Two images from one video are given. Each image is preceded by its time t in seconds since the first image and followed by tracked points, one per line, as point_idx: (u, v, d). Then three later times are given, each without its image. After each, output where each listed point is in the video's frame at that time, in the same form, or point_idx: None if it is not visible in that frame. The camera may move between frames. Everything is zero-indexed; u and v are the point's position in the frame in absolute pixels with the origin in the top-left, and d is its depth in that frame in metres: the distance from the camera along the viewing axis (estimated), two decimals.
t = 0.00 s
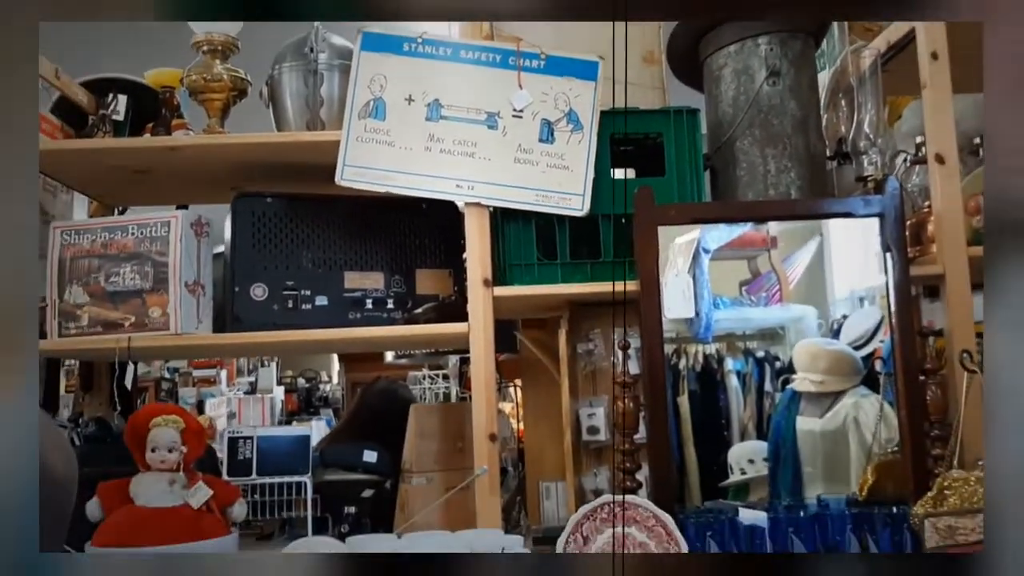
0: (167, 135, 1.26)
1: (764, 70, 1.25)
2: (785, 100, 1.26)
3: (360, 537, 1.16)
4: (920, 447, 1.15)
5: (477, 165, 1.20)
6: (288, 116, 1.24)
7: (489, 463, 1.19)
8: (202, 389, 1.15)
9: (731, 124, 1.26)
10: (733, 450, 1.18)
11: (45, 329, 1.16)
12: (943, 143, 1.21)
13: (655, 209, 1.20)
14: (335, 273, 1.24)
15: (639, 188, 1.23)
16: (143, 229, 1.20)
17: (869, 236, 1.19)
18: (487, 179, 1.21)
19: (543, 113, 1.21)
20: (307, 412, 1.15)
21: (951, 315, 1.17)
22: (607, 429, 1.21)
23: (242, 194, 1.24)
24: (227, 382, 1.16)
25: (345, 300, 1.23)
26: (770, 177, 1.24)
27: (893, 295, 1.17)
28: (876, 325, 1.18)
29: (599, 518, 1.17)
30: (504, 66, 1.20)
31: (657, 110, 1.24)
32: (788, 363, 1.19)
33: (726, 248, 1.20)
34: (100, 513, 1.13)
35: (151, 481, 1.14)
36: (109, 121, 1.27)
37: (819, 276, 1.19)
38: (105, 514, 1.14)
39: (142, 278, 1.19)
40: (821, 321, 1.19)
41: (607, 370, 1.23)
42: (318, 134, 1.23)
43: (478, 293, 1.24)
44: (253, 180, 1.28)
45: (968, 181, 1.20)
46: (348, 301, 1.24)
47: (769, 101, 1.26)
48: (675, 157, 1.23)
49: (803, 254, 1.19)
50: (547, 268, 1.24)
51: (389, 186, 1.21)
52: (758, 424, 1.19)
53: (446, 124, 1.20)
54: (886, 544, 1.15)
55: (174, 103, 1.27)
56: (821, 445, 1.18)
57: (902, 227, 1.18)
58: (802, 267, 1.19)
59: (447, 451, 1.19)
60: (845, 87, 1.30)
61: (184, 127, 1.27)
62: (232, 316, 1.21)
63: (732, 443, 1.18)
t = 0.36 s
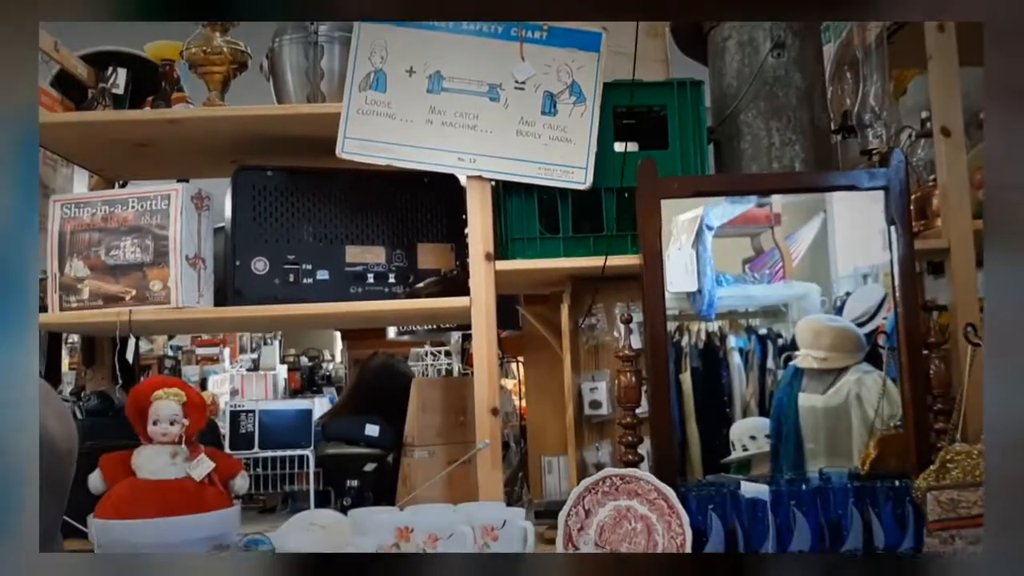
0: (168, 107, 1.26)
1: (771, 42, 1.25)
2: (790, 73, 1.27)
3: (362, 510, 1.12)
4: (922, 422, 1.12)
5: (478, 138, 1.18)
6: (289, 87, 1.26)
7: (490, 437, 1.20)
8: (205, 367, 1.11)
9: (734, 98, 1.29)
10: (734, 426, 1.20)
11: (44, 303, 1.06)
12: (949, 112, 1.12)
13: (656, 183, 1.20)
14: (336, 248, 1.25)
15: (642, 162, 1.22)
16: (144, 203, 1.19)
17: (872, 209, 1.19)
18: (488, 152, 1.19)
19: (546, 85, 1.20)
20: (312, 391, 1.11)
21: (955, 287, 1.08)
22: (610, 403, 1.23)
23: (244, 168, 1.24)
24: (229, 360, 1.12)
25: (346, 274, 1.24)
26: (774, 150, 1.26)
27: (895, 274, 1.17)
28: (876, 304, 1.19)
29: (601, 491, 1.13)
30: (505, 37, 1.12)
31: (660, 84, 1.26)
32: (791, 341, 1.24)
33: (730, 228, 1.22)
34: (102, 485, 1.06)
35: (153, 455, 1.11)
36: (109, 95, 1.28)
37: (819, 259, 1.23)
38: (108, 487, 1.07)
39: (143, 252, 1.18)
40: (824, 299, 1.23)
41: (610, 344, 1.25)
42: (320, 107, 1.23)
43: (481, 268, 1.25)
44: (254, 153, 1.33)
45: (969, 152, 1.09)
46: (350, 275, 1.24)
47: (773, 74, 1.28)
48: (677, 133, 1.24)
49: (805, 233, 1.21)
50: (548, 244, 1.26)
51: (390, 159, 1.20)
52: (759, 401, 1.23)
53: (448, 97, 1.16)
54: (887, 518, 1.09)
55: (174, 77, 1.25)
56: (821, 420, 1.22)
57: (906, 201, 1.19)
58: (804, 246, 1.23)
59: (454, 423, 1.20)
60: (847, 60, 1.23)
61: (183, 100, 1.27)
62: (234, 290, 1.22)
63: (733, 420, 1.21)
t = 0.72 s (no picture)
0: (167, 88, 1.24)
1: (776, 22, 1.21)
2: (795, 53, 1.23)
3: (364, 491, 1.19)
4: (925, 405, 1.13)
5: (480, 120, 1.18)
6: (289, 68, 1.23)
7: (493, 419, 1.15)
8: (208, 351, 1.17)
9: (739, 79, 1.26)
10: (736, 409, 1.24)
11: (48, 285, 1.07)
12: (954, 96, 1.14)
13: (660, 164, 1.18)
14: (337, 230, 1.23)
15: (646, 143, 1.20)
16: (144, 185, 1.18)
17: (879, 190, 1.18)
18: (492, 134, 1.18)
19: (549, 66, 1.18)
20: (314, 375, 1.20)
21: (958, 271, 1.08)
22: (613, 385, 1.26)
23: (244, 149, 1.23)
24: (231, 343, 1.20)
25: (348, 256, 1.23)
26: (779, 132, 1.24)
27: (898, 256, 1.18)
28: (880, 287, 1.22)
29: (604, 474, 1.12)
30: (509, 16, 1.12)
31: (664, 63, 1.22)
32: (792, 325, 1.30)
33: (731, 212, 1.25)
34: (104, 468, 1.03)
35: (153, 437, 1.11)
36: (108, 77, 1.23)
37: (822, 243, 1.30)
38: (109, 469, 1.04)
39: (144, 234, 1.16)
40: (828, 284, 1.29)
41: (612, 328, 1.29)
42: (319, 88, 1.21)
43: (483, 250, 1.20)
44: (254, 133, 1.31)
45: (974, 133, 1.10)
46: (351, 258, 1.23)
47: (778, 54, 1.23)
48: (681, 114, 1.23)
49: (807, 219, 1.27)
50: (551, 226, 1.23)
51: (390, 140, 1.19)
52: (762, 385, 1.27)
53: (450, 78, 1.16)
54: (892, 501, 1.09)
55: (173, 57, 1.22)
56: (824, 404, 1.26)
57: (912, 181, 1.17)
58: (806, 231, 1.29)
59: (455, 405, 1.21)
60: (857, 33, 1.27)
61: (183, 82, 1.23)
62: (235, 272, 1.20)
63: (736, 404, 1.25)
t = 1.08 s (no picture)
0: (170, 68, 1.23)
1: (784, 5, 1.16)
2: (800, 35, 1.21)
3: (366, 473, 1.14)
4: (929, 387, 1.13)
5: (482, 101, 1.17)
6: (290, 49, 1.22)
7: (495, 401, 1.18)
8: (211, 335, 1.10)
9: (744, 60, 1.25)
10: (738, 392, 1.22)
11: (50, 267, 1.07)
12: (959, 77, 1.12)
13: (664, 145, 1.19)
14: (340, 211, 1.24)
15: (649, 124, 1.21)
16: (145, 165, 1.17)
17: (881, 171, 1.18)
18: (494, 115, 1.18)
19: (553, 46, 1.16)
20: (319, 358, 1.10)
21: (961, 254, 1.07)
22: (615, 367, 1.20)
23: (247, 130, 1.23)
24: (235, 327, 1.11)
25: (350, 239, 1.23)
26: (784, 114, 1.28)
27: (905, 242, 1.15)
28: (886, 270, 1.16)
29: (606, 455, 1.15)
30: None
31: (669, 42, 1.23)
32: (797, 309, 1.26)
33: (734, 196, 1.23)
34: (108, 448, 1.07)
35: (158, 417, 1.10)
36: (111, 58, 1.20)
37: (828, 225, 1.21)
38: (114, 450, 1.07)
39: (146, 215, 1.17)
40: (831, 269, 1.21)
41: (615, 310, 1.23)
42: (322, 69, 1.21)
43: (486, 230, 1.25)
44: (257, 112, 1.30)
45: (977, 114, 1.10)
46: (354, 240, 1.24)
47: (783, 36, 1.22)
48: (684, 96, 1.24)
49: (812, 201, 1.21)
50: (554, 208, 1.27)
51: (392, 121, 1.19)
52: (764, 368, 1.26)
53: (452, 57, 1.14)
54: (893, 482, 1.12)
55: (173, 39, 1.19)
56: (826, 386, 1.25)
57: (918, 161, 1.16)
58: (812, 215, 1.21)
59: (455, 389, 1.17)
60: None
61: (186, 63, 1.22)
62: (237, 253, 1.21)
63: (738, 387, 1.23)
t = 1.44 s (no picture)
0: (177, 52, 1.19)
1: None
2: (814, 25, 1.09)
3: (376, 455, 1.16)
4: (936, 367, 1.13)
5: (490, 83, 1.18)
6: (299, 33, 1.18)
7: (503, 384, 1.18)
8: (219, 319, 1.11)
9: (753, 42, 1.16)
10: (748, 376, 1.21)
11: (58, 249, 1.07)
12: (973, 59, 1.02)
13: (672, 127, 1.21)
14: (348, 194, 1.24)
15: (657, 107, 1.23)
16: (152, 148, 1.18)
17: (891, 154, 1.17)
18: (503, 98, 1.20)
19: (561, 29, 1.15)
20: (326, 342, 1.11)
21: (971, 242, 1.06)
22: (623, 350, 1.21)
23: (255, 113, 1.25)
24: (244, 311, 1.12)
25: (359, 222, 1.24)
26: (793, 96, 1.23)
27: (913, 225, 1.14)
28: (894, 254, 1.17)
29: (614, 438, 1.16)
30: None
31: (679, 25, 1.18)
32: (805, 292, 1.23)
33: (744, 177, 1.23)
34: (119, 430, 1.08)
35: (169, 399, 1.11)
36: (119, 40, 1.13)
37: (836, 209, 1.20)
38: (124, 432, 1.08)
39: (155, 198, 1.18)
40: (839, 252, 1.19)
41: (623, 293, 1.23)
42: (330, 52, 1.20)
43: (494, 213, 1.25)
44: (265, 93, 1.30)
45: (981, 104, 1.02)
46: (362, 223, 1.25)
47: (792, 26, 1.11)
48: (695, 77, 1.23)
49: (819, 184, 1.21)
50: (561, 190, 1.27)
51: (403, 103, 1.21)
52: (772, 352, 1.23)
53: (459, 41, 1.12)
54: (901, 465, 1.14)
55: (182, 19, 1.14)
56: (834, 370, 1.23)
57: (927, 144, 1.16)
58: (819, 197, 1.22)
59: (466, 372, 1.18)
60: None
61: (194, 46, 1.19)
62: (247, 237, 1.22)
63: (747, 370, 1.21)
